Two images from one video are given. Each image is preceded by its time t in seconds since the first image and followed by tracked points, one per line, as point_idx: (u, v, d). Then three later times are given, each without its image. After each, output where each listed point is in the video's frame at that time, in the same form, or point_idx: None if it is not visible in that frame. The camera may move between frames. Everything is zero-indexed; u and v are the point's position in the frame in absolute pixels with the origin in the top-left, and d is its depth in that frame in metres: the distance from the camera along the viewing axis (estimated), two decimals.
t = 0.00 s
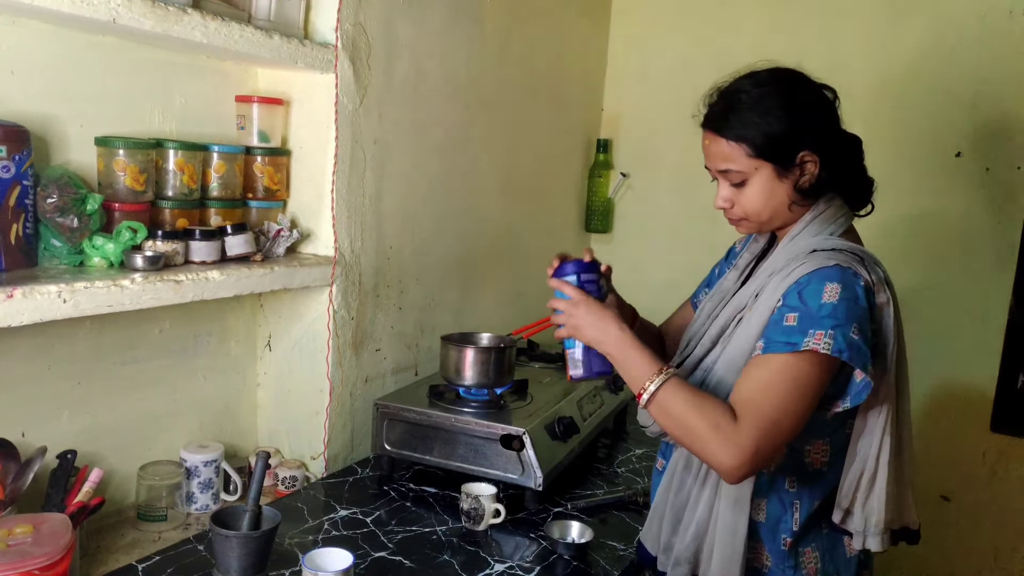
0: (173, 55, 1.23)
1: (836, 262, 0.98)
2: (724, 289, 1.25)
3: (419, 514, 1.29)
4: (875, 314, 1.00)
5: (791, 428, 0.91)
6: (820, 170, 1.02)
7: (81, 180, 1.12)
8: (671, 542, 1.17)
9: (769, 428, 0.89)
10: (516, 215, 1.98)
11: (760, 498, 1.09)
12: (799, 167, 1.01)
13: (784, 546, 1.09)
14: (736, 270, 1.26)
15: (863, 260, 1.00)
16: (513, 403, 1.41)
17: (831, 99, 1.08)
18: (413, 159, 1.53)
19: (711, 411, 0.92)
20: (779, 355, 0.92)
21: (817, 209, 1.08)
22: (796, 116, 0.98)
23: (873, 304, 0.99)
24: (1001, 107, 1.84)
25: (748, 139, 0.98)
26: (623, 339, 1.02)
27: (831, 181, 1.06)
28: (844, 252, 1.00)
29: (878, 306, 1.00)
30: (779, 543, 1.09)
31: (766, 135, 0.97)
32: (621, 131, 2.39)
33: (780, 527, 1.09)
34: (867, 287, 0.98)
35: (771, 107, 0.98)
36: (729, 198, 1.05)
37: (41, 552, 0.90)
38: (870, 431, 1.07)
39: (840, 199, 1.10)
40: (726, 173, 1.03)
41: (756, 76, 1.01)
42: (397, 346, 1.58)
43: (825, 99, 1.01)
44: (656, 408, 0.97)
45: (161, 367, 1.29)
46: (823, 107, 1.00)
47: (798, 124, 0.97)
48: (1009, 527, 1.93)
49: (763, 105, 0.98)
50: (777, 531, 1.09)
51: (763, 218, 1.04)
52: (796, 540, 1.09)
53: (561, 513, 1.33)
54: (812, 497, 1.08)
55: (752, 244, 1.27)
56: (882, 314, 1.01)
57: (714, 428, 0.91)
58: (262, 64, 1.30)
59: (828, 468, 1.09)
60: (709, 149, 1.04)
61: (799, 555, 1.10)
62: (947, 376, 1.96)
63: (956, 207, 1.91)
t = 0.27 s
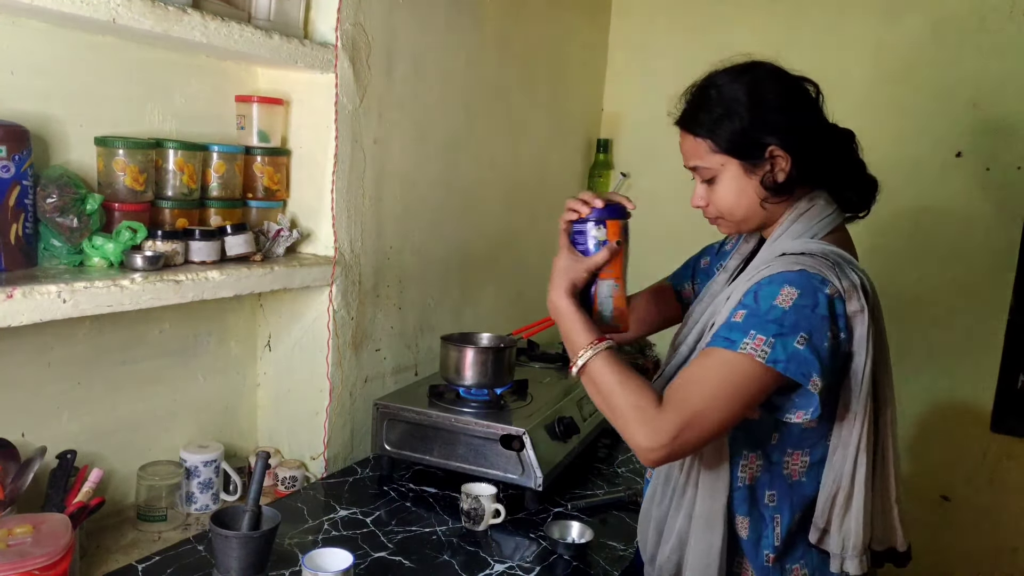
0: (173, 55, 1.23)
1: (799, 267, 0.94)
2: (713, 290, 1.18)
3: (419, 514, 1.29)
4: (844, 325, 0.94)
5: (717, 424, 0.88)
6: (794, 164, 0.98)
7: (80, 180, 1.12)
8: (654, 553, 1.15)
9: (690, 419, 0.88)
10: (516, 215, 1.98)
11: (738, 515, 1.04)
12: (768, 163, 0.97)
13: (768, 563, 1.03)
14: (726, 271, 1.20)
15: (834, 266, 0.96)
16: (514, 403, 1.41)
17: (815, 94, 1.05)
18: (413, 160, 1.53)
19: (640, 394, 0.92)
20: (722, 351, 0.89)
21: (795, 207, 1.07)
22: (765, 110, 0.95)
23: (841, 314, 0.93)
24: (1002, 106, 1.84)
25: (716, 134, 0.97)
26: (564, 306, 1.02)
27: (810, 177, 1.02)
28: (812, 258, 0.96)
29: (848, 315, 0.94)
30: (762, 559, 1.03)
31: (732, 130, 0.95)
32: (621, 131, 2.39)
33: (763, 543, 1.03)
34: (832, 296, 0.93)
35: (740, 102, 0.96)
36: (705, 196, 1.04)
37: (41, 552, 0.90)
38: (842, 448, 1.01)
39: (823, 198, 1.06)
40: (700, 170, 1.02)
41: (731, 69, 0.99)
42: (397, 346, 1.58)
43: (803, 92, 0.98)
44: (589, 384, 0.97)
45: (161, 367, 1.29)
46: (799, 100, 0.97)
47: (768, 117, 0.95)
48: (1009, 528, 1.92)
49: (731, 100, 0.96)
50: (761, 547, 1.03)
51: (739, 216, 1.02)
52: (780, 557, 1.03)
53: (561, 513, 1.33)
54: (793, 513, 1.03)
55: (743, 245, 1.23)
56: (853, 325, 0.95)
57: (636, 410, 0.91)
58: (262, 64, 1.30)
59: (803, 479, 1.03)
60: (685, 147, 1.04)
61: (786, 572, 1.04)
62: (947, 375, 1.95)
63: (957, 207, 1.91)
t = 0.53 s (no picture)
0: (173, 55, 1.23)
1: (787, 277, 0.93)
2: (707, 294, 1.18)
3: (419, 514, 1.29)
4: (836, 333, 0.94)
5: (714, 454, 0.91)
6: (784, 163, 0.97)
7: (80, 180, 1.12)
8: (641, 560, 1.16)
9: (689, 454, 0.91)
10: (516, 215, 1.98)
11: (724, 526, 1.06)
12: (755, 161, 0.97)
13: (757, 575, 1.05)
14: (721, 276, 1.19)
15: (823, 274, 0.95)
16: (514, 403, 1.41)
17: (812, 93, 1.03)
18: (413, 160, 1.53)
19: (631, 438, 0.94)
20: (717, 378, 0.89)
21: (786, 211, 1.05)
22: (753, 109, 0.94)
23: (832, 323, 0.93)
24: (1001, 107, 1.84)
25: (704, 132, 0.97)
26: (524, 377, 1.00)
27: (802, 176, 1.01)
28: (801, 266, 0.95)
29: (838, 324, 0.94)
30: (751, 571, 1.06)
31: (720, 128, 0.95)
32: (621, 131, 2.39)
33: (753, 555, 1.05)
34: (822, 305, 0.92)
35: (729, 101, 0.95)
36: (695, 194, 1.05)
37: (41, 552, 0.90)
38: (827, 458, 1.00)
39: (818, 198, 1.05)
40: (691, 168, 1.03)
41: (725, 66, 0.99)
42: (397, 346, 1.58)
43: (797, 90, 0.96)
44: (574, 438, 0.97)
45: (161, 367, 1.29)
46: (792, 100, 0.95)
47: (756, 116, 0.94)
48: (1009, 528, 1.93)
49: (720, 98, 0.96)
50: (749, 559, 1.06)
51: (726, 215, 1.03)
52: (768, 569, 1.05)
53: (561, 513, 1.33)
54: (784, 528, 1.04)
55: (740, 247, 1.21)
56: (844, 334, 0.95)
57: (635, 459, 0.93)
58: (262, 64, 1.30)
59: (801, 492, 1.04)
60: (678, 143, 1.04)
61: None
62: (947, 376, 1.96)
63: (956, 207, 1.91)
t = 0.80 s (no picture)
0: (173, 55, 1.23)
1: (761, 282, 0.94)
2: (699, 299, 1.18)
3: (419, 514, 1.29)
4: (813, 337, 0.94)
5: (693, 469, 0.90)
6: (767, 167, 0.97)
7: (80, 180, 1.12)
8: (633, 567, 1.15)
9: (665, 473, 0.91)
10: (516, 215, 1.98)
11: (715, 531, 1.06)
12: (738, 166, 0.96)
13: None
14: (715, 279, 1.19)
15: (798, 278, 0.95)
16: (514, 403, 1.40)
17: (792, 92, 1.02)
18: (413, 160, 1.53)
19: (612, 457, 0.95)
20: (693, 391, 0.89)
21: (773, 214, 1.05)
22: (731, 114, 0.94)
23: (807, 327, 0.93)
24: (1001, 106, 1.84)
25: (685, 141, 0.97)
26: (507, 433, 1.03)
27: (789, 177, 1.01)
28: (775, 271, 0.95)
29: (815, 327, 0.93)
30: None
31: (700, 136, 0.95)
32: (621, 131, 2.39)
33: (744, 561, 1.05)
34: (796, 309, 0.92)
35: (706, 108, 0.95)
36: (681, 204, 1.04)
37: (41, 552, 0.90)
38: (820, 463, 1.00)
39: (804, 198, 1.06)
40: (674, 177, 1.03)
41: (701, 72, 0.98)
42: (397, 346, 1.58)
43: (775, 92, 0.96)
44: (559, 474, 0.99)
45: (161, 367, 1.29)
46: (769, 102, 0.94)
47: (734, 122, 0.93)
48: (1009, 528, 1.93)
49: (698, 105, 0.96)
50: (740, 563, 1.05)
51: (714, 222, 1.03)
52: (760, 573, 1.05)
53: (561, 514, 1.33)
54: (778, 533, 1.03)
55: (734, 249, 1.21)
56: (822, 337, 0.94)
57: (617, 474, 0.94)
58: (262, 63, 1.30)
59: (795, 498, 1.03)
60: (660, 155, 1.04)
61: None
62: (947, 375, 1.95)
63: (956, 207, 1.91)
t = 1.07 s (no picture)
0: (173, 55, 1.23)
1: (744, 282, 0.94)
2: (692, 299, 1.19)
3: (419, 514, 1.29)
4: (795, 337, 0.94)
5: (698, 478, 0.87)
6: (738, 169, 0.97)
7: (81, 180, 1.12)
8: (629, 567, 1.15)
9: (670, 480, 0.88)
10: (516, 215, 1.98)
11: (704, 532, 1.07)
12: (709, 166, 0.97)
13: None
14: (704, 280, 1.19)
15: (780, 278, 0.95)
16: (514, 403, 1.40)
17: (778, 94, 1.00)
18: (413, 160, 1.53)
19: (622, 459, 0.94)
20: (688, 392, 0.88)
21: (753, 215, 1.04)
22: (703, 117, 0.94)
23: (789, 327, 0.93)
24: (1001, 106, 1.84)
25: (660, 139, 0.99)
26: (540, 407, 1.06)
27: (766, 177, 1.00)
28: (756, 271, 0.96)
29: (798, 328, 0.94)
30: None
31: (672, 135, 0.96)
32: (621, 132, 2.39)
33: (733, 561, 1.07)
34: (779, 309, 0.93)
35: (680, 110, 0.96)
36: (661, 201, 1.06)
37: (41, 552, 0.90)
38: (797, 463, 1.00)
39: (788, 197, 1.05)
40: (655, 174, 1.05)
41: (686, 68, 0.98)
42: (397, 346, 1.58)
43: (752, 91, 0.94)
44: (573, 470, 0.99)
45: (161, 367, 1.29)
46: (745, 106, 0.94)
47: (706, 126, 0.94)
48: (1010, 527, 1.93)
49: (674, 103, 0.96)
50: (730, 563, 1.07)
51: (690, 219, 1.05)
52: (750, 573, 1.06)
53: (561, 513, 1.34)
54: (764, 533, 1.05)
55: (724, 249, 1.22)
56: (805, 338, 0.94)
57: (622, 479, 0.92)
58: (262, 64, 1.30)
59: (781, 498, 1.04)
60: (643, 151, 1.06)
61: None
62: (947, 376, 1.96)
63: (956, 207, 1.91)
